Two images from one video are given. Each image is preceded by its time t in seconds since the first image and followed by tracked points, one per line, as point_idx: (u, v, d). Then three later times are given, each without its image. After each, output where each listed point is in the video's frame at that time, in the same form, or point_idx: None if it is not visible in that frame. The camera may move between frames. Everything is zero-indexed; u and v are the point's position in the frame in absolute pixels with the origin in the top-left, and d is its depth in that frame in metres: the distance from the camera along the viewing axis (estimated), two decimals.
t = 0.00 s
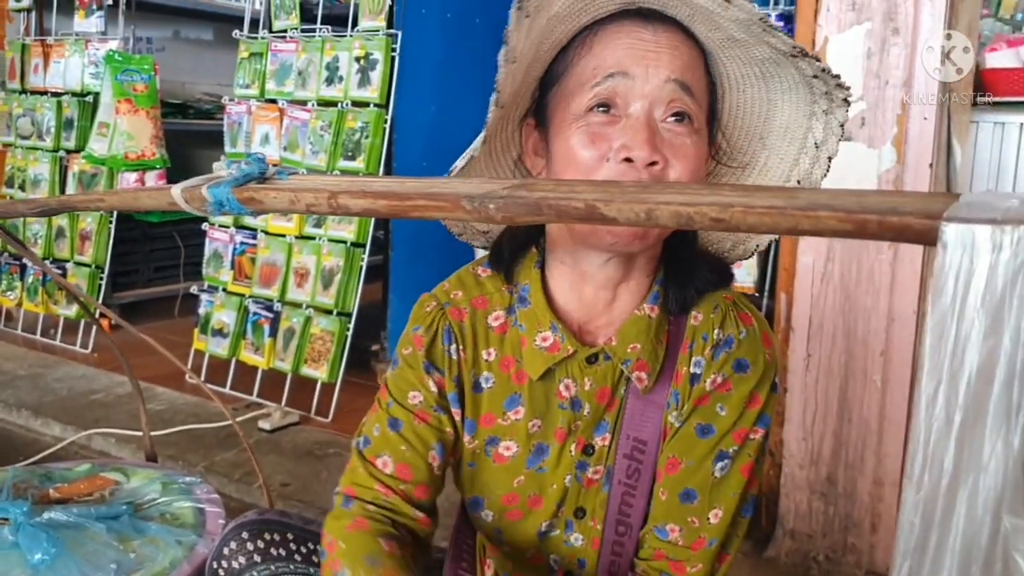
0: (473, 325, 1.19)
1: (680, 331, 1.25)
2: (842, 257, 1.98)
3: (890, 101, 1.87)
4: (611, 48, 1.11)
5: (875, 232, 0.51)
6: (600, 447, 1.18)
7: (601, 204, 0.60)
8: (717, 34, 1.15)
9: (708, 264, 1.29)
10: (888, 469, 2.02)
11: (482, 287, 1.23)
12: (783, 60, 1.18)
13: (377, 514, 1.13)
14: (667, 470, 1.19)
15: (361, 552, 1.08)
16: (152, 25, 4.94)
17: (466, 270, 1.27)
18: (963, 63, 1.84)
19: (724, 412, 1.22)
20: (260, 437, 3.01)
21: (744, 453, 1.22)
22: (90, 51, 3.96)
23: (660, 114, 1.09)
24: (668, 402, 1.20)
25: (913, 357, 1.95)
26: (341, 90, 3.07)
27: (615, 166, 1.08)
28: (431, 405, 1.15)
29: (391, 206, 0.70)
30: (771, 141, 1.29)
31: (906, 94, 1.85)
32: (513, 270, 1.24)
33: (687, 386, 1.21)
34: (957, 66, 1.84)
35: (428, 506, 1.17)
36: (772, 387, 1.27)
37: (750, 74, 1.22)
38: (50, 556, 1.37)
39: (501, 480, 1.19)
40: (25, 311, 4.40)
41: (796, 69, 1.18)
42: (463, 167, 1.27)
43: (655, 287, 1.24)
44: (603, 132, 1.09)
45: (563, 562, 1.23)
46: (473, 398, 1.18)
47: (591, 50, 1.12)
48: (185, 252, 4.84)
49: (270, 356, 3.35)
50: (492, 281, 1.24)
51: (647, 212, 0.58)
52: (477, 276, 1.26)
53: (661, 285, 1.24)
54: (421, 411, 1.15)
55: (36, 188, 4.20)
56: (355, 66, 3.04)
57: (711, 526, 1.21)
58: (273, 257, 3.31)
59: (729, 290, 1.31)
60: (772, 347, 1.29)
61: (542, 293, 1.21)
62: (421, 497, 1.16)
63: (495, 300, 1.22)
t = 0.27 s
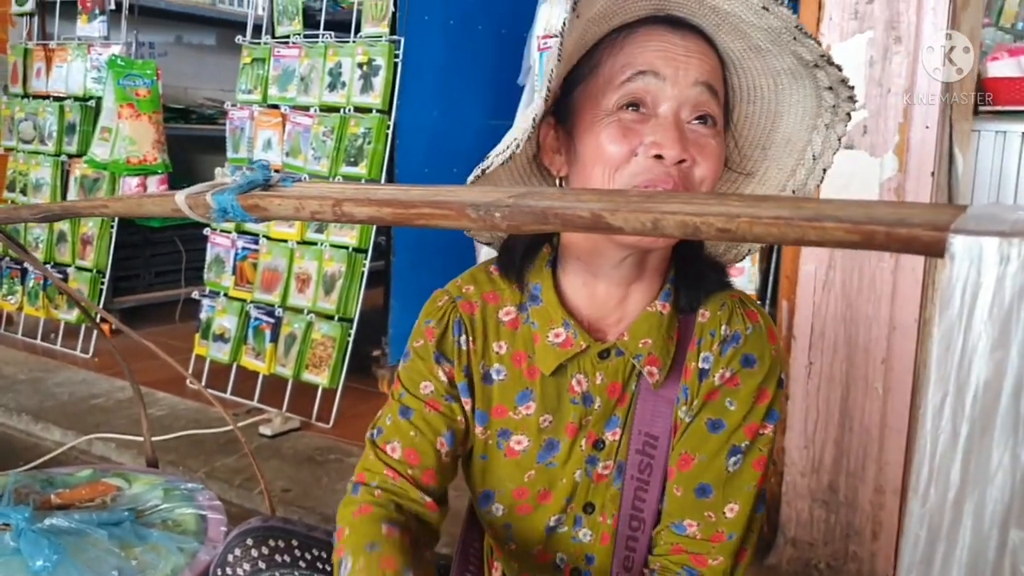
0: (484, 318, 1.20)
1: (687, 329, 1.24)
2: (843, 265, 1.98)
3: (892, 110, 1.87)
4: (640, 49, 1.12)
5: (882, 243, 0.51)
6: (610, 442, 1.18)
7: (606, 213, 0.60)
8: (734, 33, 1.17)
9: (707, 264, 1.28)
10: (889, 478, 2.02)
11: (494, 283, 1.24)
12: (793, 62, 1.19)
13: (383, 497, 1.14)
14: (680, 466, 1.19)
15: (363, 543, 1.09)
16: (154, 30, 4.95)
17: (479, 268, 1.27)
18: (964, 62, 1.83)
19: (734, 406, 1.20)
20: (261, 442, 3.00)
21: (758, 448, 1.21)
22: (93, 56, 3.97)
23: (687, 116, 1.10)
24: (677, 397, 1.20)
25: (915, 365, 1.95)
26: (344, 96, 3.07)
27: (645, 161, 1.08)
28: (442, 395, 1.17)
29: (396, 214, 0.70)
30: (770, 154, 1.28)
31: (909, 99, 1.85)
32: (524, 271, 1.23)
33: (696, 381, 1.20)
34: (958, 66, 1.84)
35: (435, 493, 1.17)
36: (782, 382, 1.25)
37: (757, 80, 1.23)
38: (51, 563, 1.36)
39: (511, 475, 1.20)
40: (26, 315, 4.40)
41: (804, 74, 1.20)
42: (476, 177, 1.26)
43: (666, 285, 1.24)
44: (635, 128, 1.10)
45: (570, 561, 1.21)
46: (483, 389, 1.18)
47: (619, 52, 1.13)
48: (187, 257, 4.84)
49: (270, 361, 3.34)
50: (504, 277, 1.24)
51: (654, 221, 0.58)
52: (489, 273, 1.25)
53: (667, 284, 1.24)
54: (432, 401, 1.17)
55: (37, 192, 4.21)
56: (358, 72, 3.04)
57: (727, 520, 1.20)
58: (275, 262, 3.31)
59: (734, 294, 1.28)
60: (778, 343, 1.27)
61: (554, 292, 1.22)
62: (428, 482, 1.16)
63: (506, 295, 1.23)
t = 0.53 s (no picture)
0: (494, 321, 1.21)
1: (694, 326, 1.24)
2: (845, 272, 1.98)
3: (894, 117, 1.87)
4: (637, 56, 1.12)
5: (882, 252, 0.51)
6: (620, 439, 1.19)
7: (607, 221, 0.60)
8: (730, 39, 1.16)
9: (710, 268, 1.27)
10: (891, 485, 2.01)
11: (503, 285, 1.25)
12: (792, 65, 1.19)
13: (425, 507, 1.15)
14: (696, 462, 1.19)
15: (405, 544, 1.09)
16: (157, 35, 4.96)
17: (488, 271, 1.29)
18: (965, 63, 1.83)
19: (745, 399, 1.20)
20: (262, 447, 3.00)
21: (771, 441, 1.20)
22: (95, 60, 3.97)
23: (685, 121, 1.10)
24: (686, 393, 1.20)
25: (916, 373, 1.94)
26: (346, 101, 3.07)
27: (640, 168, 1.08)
28: (465, 400, 1.18)
29: (397, 221, 0.70)
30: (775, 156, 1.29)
31: (911, 104, 1.85)
32: (534, 273, 1.25)
33: (705, 377, 1.20)
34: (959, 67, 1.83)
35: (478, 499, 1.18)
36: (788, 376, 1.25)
37: (757, 85, 1.23)
38: (51, 568, 1.36)
39: (523, 475, 1.20)
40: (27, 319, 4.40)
41: (804, 76, 1.20)
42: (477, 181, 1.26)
43: (672, 285, 1.25)
44: (634, 134, 1.10)
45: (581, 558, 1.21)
46: (496, 389, 1.19)
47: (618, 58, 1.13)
48: (189, 262, 4.84)
49: (272, 366, 3.34)
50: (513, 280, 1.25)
51: (655, 229, 0.58)
52: (499, 276, 1.27)
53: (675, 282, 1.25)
54: (455, 407, 1.18)
55: (39, 197, 4.21)
56: (360, 77, 3.04)
57: (749, 513, 1.18)
58: (277, 267, 3.31)
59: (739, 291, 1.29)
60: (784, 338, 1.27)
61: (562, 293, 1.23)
62: (469, 489, 1.17)
63: (515, 297, 1.23)
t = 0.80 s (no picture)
0: (498, 326, 1.20)
1: (696, 321, 1.24)
2: (846, 273, 1.97)
3: (895, 117, 1.86)
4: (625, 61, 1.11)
5: (887, 244, 0.51)
6: (628, 436, 1.18)
7: (610, 214, 0.60)
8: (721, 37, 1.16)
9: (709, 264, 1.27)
10: (893, 486, 2.00)
11: (505, 290, 1.24)
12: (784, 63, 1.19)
13: (446, 542, 1.15)
14: (721, 458, 1.18)
15: None
16: (159, 36, 4.96)
17: (487, 276, 1.28)
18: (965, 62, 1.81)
19: (759, 391, 1.20)
20: (262, 448, 3.00)
21: (789, 431, 1.21)
22: (96, 61, 3.97)
23: (677, 123, 1.09)
24: (693, 389, 1.20)
25: (918, 373, 1.93)
26: (347, 101, 3.06)
27: (631, 171, 1.08)
28: (479, 409, 1.17)
29: (397, 216, 0.70)
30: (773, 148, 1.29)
31: (913, 102, 1.84)
32: (534, 275, 1.24)
33: (713, 371, 1.21)
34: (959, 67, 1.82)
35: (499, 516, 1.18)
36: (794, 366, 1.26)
37: (752, 79, 1.23)
38: (50, 567, 1.36)
39: (535, 478, 1.19)
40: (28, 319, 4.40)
41: (796, 72, 1.19)
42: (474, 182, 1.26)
43: (674, 281, 1.25)
44: (626, 137, 1.09)
45: (591, 554, 1.20)
46: (505, 395, 1.19)
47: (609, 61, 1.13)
48: (190, 263, 4.84)
49: (273, 366, 3.34)
50: (514, 284, 1.25)
51: (657, 223, 0.57)
52: (499, 281, 1.26)
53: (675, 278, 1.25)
54: (468, 418, 1.17)
55: (40, 197, 4.20)
56: (362, 78, 3.03)
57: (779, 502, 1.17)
58: (278, 267, 3.31)
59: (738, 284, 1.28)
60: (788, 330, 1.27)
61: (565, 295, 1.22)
62: (491, 502, 1.17)
63: (517, 301, 1.23)
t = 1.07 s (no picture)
0: (501, 332, 1.21)
1: (696, 325, 1.22)
2: (847, 272, 1.97)
3: (897, 116, 1.86)
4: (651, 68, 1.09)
5: (891, 237, 0.50)
6: (630, 442, 1.18)
7: (610, 209, 0.59)
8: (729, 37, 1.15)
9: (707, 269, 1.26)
10: (894, 486, 1.99)
11: (505, 296, 1.25)
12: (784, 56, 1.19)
13: (474, 546, 1.15)
14: (715, 464, 1.17)
15: None
16: (160, 37, 4.96)
17: (486, 281, 1.28)
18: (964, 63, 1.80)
19: (757, 398, 1.19)
20: (263, 448, 2.99)
21: (785, 438, 1.19)
22: (97, 62, 3.97)
23: (704, 127, 1.09)
24: (692, 395, 1.19)
25: (918, 372, 1.93)
26: (348, 102, 3.06)
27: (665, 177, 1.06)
28: (492, 413, 1.19)
29: (396, 211, 0.69)
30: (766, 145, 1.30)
31: (914, 100, 1.83)
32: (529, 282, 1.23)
33: (711, 378, 1.19)
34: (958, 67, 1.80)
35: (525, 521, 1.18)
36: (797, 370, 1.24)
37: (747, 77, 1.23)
38: (47, 566, 1.35)
39: (543, 483, 1.20)
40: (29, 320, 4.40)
41: (793, 64, 1.20)
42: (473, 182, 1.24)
43: (675, 285, 1.23)
44: (658, 141, 1.08)
45: (596, 559, 1.21)
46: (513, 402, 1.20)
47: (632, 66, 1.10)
48: (190, 263, 4.83)
49: (273, 367, 3.33)
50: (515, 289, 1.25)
51: (658, 217, 0.57)
52: (498, 287, 1.26)
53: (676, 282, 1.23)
54: (483, 423, 1.19)
55: (41, 197, 4.20)
56: (362, 78, 3.03)
57: (774, 510, 1.16)
58: (279, 268, 3.30)
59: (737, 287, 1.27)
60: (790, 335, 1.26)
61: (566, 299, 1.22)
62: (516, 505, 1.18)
63: (519, 307, 1.23)
